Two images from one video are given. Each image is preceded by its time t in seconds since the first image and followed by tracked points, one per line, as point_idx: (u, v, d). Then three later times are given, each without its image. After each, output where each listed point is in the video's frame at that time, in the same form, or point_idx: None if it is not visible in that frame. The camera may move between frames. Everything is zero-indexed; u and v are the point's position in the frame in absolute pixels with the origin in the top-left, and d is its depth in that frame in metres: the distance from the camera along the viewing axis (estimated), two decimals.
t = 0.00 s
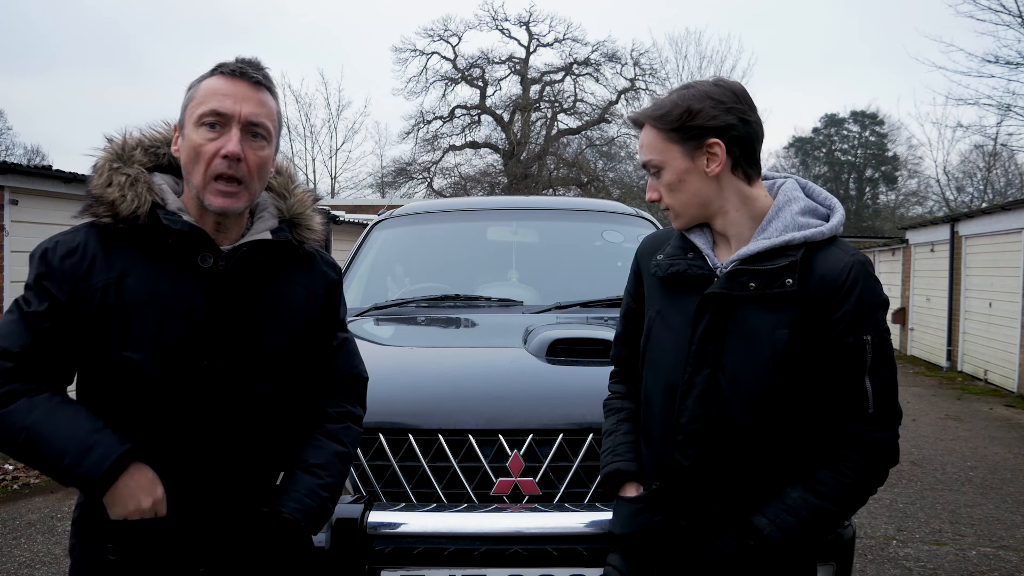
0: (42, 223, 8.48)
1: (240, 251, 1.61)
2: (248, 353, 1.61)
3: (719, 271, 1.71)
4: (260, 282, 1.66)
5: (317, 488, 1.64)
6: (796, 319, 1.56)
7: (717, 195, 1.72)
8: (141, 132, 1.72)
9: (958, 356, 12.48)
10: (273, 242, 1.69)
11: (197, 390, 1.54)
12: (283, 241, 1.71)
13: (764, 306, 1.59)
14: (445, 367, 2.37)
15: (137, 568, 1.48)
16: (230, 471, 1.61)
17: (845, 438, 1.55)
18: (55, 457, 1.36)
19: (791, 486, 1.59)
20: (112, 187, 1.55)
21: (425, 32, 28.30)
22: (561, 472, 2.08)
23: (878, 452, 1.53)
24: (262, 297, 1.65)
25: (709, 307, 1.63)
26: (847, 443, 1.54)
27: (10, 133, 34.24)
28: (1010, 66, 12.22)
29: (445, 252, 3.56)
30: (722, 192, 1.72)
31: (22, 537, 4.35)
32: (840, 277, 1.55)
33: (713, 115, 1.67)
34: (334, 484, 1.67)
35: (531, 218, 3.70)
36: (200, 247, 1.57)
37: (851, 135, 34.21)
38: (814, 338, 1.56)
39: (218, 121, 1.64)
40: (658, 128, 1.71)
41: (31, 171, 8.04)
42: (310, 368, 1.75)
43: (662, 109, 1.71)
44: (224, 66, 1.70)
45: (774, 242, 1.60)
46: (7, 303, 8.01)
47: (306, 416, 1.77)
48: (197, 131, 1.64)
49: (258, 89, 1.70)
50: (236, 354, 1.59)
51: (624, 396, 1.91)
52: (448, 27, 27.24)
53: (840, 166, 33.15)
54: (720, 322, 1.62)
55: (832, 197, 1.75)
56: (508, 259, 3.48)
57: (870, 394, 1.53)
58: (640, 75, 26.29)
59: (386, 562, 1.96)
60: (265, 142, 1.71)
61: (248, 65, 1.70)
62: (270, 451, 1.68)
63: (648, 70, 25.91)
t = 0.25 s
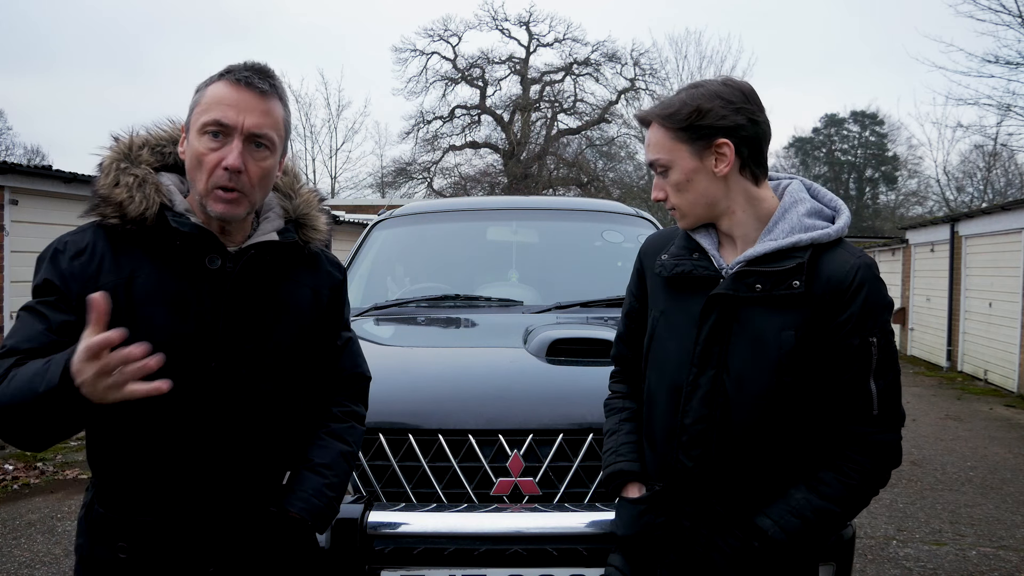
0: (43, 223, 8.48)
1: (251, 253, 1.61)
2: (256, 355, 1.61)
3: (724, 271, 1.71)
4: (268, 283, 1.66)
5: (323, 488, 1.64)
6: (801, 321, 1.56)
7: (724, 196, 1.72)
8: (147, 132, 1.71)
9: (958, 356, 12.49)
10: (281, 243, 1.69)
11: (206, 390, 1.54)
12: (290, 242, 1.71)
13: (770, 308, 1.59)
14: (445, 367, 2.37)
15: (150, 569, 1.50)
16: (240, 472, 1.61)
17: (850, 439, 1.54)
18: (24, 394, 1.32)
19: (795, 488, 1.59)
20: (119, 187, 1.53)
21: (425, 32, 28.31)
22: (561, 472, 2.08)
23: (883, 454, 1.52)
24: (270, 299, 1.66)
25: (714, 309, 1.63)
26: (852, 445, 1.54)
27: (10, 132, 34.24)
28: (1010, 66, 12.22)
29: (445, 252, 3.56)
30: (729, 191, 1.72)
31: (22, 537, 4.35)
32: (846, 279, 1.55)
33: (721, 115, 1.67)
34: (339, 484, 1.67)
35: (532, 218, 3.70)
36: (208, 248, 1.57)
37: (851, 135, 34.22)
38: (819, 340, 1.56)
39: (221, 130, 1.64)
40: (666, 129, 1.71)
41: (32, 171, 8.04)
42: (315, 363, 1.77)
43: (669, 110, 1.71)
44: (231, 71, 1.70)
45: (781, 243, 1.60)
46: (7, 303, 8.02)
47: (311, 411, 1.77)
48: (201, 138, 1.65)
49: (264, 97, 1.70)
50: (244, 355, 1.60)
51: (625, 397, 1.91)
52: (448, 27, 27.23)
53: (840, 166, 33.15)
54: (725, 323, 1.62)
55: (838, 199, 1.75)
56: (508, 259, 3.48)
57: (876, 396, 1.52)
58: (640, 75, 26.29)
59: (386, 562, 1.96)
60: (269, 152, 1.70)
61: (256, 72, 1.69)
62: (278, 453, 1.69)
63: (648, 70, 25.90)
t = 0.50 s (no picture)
0: (43, 223, 8.48)
1: (256, 253, 1.61)
2: (263, 353, 1.62)
3: (727, 271, 1.71)
4: (273, 283, 1.67)
5: (331, 485, 1.66)
6: (805, 322, 1.56)
7: (728, 195, 1.72)
8: (149, 133, 1.71)
9: (958, 356, 12.48)
10: (285, 242, 1.70)
11: (212, 389, 1.54)
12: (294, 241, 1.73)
13: (774, 309, 1.59)
14: (446, 367, 2.38)
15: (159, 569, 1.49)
16: (247, 471, 1.61)
17: (854, 440, 1.55)
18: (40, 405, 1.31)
19: (799, 488, 1.59)
20: (125, 187, 1.54)
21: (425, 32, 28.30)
22: (561, 472, 2.09)
23: (887, 454, 1.53)
24: (274, 298, 1.66)
25: (718, 310, 1.63)
26: (856, 445, 1.54)
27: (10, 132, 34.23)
28: (1010, 66, 12.22)
29: (446, 252, 3.56)
30: (733, 192, 1.72)
31: (22, 537, 4.35)
32: (850, 280, 1.55)
33: (725, 115, 1.67)
34: (346, 481, 1.69)
35: (531, 218, 3.70)
36: (213, 248, 1.57)
37: (851, 135, 34.21)
38: (823, 341, 1.56)
39: (227, 122, 1.65)
40: (669, 129, 1.71)
41: (31, 171, 8.04)
42: (320, 363, 1.78)
43: (672, 109, 1.71)
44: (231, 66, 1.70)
45: (784, 245, 1.60)
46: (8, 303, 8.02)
47: (317, 411, 1.78)
48: (205, 132, 1.64)
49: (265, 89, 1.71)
50: (251, 353, 1.60)
51: (626, 397, 1.91)
52: (448, 27, 27.22)
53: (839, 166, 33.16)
54: (729, 324, 1.62)
55: (841, 200, 1.75)
56: (508, 259, 3.48)
57: (879, 397, 1.52)
58: (640, 75, 26.27)
59: (387, 562, 1.96)
60: (273, 143, 1.72)
61: (254, 66, 1.70)
62: (284, 451, 1.69)
63: (648, 70, 25.89)
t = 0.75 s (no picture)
0: (43, 223, 8.48)
1: (253, 254, 1.61)
2: (262, 352, 1.62)
3: (730, 271, 1.72)
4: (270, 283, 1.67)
5: (330, 483, 1.67)
6: (808, 322, 1.56)
7: (732, 196, 1.71)
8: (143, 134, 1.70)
9: (958, 356, 12.48)
10: (281, 243, 1.69)
11: (212, 389, 1.54)
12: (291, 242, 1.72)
13: (776, 308, 1.59)
14: (446, 367, 2.37)
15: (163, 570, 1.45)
16: (247, 470, 1.60)
17: (857, 440, 1.54)
18: (78, 477, 1.40)
19: (800, 488, 1.59)
20: (121, 189, 1.53)
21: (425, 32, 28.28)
22: (561, 472, 2.08)
23: (889, 454, 1.53)
24: (271, 298, 1.66)
25: (721, 310, 1.62)
26: (858, 446, 1.54)
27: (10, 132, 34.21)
28: (1010, 66, 12.21)
29: (446, 252, 3.56)
30: (736, 192, 1.72)
31: (22, 537, 4.35)
32: (853, 281, 1.55)
33: (729, 115, 1.67)
34: (345, 478, 1.70)
35: (531, 218, 3.70)
36: (210, 248, 1.57)
37: (851, 135, 34.20)
38: (825, 341, 1.56)
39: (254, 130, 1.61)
40: (672, 129, 1.70)
41: (31, 170, 8.04)
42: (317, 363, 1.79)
43: (675, 109, 1.71)
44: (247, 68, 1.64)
45: (788, 245, 1.60)
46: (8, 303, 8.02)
47: (312, 412, 1.80)
48: (229, 139, 1.60)
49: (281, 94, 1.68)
50: (250, 352, 1.59)
51: (627, 397, 1.91)
52: (448, 27, 27.21)
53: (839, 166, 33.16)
54: (732, 324, 1.62)
55: (843, 201, 1.75)
56: (508, 259, 3.48)
57: (881, 397, 1.52)
58: (640, 75, 26.25)
59: (386, 563, 1.96)
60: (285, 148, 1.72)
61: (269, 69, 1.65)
62: (282, 450, 1.69)
63: (648, 70, 25.88)
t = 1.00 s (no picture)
0: (42, 223, 8.49)
1: (244, 256, 1.60)
2: (252, 353, 1.62)
3: (729, 271, 1.71)
4: (263, 285, 1.66)
5: (318, 487, 1.65)
6: (807, 322, 1.56)
7: (732, 196, 1.72)
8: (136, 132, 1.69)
9: (958, 356, 12.49)
10: (274, 244, 1.69)
11: (201, 390, 1.56)
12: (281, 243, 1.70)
13: (774, 308, 1.59)
14: (445, 367, 2.38)
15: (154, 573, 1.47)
16: (236, 471, 1.61)
17: (856, 439, 1.55)
18: (103, 512, 1.41)
19: (800, 488, 1.59)
20: (112, 191, 1.52)
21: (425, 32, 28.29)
22: (561, 472, 2.09)
23: (889, 454, 1.53)
24: (262, 298, 1.65)
25: (720, 308, 1.63)
26: (857, 445, 1.54)
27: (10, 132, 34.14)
28: (1010, 66, 12.23)
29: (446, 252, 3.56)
30: (735, 191, 1.72)
31: (22, 537, 4.35)
32: (852, 280, 1.55)
33: (728, 115, 1.67)
34: (334, 482, 1.68)
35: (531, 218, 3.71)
36: (200, 250, 1.57)
37: (851, 135, 34.21)
38: (825, 341, 1.56)
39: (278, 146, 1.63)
40: (672, 129, 1.71)
41: (32, 171, 8.04)
42: (312, 363, 1.76)
43: (674, 109, 1.71)
44: (268, 79, 1.64)
45: (785, 244, 1.60)
46: (8, 304, 8.02)
47: (307, 411, 1.77)
48: (253, 152, 1.60)
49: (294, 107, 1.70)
50: (241, 353, 1.60)
51: (628, 397, 1.91)
52: (449, 26, 27.22)
53: (839, 166, 33.18)
54: (730, 322, 1.62)
55: (842, 200, 1.75)
56: (508, 259, 3.48)
57: (880, 396, 1.52)
58: (640, 75, 26.25)
59: (386, 563, 1.96)
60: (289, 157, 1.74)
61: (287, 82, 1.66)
62: (272, 449, 1.70)
63: (648, 70, 25.88)
